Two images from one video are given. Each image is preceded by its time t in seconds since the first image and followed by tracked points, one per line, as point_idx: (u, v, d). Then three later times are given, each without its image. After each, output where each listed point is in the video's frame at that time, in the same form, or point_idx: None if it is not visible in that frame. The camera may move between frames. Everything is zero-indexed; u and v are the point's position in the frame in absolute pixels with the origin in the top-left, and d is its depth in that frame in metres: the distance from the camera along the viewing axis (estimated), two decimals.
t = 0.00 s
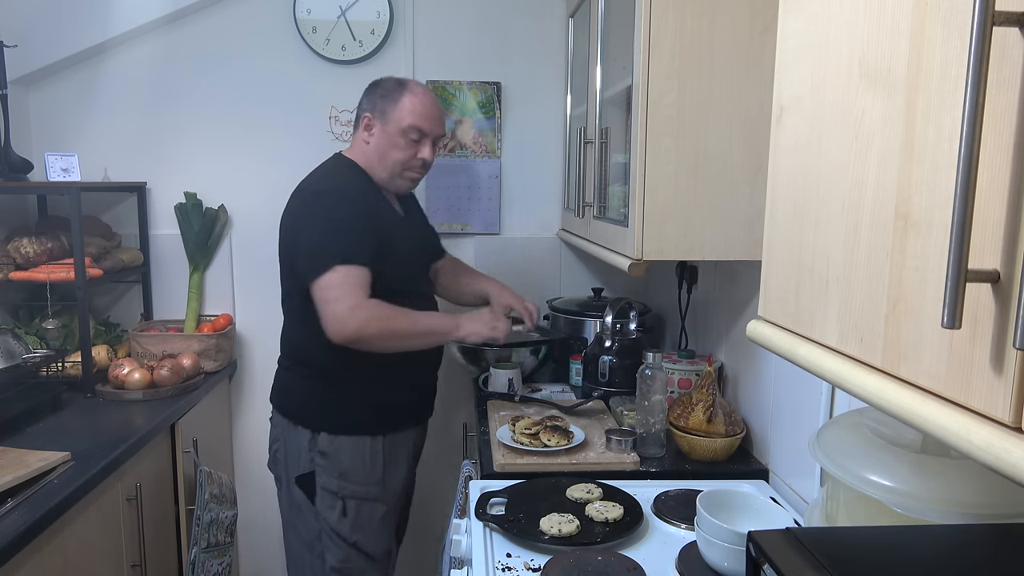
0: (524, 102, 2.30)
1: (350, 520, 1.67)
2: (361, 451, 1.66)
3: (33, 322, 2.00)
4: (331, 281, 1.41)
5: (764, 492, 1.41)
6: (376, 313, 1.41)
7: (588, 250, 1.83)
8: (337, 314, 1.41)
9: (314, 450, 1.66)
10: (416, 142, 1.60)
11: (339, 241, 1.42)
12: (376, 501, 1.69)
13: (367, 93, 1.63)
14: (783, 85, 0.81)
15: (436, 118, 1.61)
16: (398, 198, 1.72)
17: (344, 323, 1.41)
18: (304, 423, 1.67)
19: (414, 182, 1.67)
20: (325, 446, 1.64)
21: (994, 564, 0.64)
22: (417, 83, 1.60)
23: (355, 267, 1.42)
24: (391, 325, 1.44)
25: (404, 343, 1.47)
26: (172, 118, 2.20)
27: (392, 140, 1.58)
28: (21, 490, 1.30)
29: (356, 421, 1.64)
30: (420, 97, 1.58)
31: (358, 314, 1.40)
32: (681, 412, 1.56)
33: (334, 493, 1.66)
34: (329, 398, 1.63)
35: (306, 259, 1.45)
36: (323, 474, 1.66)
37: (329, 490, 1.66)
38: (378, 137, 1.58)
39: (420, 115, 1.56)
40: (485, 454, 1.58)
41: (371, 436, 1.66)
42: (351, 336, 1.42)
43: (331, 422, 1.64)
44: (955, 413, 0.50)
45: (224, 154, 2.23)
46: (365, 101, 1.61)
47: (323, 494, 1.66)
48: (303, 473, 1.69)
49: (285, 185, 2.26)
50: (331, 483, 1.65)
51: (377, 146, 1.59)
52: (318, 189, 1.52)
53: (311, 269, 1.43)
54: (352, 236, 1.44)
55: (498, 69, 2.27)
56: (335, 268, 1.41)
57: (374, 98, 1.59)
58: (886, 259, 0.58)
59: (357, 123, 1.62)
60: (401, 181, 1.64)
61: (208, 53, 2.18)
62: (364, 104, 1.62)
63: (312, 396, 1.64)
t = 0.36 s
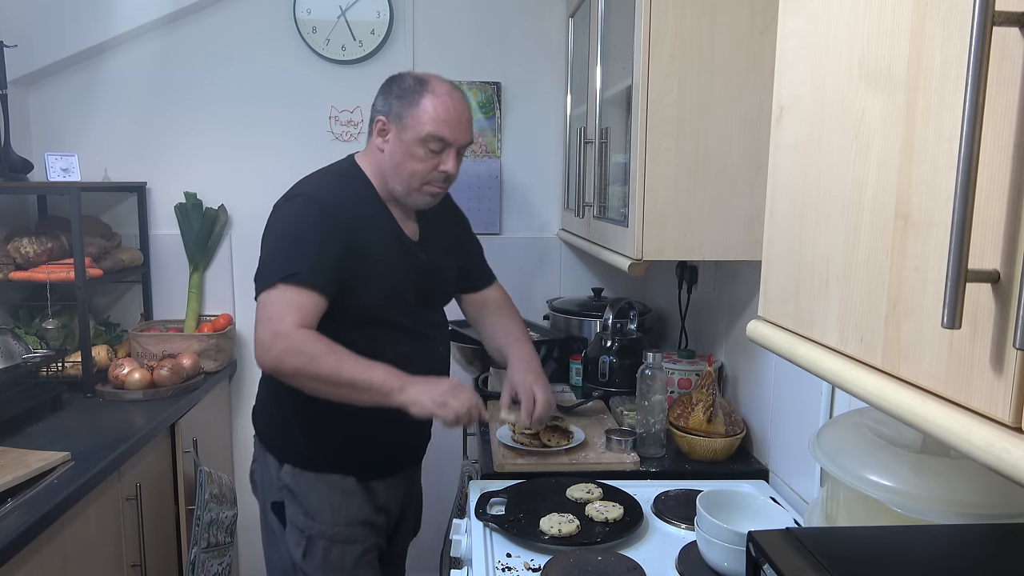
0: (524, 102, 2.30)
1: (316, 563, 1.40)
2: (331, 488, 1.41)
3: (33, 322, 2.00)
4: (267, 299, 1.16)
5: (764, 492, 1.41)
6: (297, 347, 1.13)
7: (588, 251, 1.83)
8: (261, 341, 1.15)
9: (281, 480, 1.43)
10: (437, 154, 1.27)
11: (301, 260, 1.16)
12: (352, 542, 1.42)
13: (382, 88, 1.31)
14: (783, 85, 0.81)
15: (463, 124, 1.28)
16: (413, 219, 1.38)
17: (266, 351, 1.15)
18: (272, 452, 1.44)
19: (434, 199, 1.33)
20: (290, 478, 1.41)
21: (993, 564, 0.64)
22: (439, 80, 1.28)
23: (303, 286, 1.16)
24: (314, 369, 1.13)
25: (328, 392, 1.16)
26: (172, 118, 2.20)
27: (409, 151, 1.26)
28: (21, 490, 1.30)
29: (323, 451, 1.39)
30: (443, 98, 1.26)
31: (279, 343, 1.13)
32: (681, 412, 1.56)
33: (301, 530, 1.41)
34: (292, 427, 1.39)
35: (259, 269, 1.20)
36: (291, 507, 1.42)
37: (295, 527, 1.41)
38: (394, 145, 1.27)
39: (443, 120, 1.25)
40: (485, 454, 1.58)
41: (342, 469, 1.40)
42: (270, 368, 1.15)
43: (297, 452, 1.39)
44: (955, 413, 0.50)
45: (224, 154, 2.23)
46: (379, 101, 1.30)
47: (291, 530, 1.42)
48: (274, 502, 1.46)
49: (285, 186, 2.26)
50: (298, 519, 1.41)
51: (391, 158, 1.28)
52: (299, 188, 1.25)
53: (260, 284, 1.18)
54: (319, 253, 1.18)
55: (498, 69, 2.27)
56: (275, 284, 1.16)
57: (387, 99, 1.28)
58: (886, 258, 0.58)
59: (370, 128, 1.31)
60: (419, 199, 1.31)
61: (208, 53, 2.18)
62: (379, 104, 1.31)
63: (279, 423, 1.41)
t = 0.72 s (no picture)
0: (524, 103, 2.30)
1: None
2: (324, 513, 1.41)
3: (33, 322, 2.00)
4: (271, 328, 1.13)
5: (765, 492, 1.41)
6: (301, 385, 1.10)
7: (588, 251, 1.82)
8: (263, 374, 1.13)
9: (275, 502, 1.45)
10: (459, 172, 1.23)
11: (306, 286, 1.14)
12: (347, 563, 1.43)
13: (400, 92, 1.24)
14: (783, 86, 0.81)
15: (488, 141, 1.22)
16: (424, 234, 1.34)
17: (266, 386, 1.12)
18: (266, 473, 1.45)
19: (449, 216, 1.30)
20: (283, 500, 1.42)
21: (993, 564, 0.64)
22: (466, 92, 1.21)
23: (306, 316, 1.14)
24: (320, 411, 1.11)
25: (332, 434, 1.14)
26: (172, 118, 2.20)
27: (430, 170, 1.21)
28: (21, 490, 1.30)
29: (313, 476, 1.39)
30: (469, 114, 1.19)
31: (282, 379, 1.11)
32: (681, 412, 1.56)
33: (295, 551, 1.42)
34: (283, 452, 1.39)
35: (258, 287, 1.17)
36: (285, 528, 1.44)
37: (289, 547, 1.43)
38: (413, 162, 1.22)
39: (468, 139, 1.19)
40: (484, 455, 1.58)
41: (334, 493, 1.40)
42: (270, 402, 1.13)
43: (289, 476, 1.40)
44: (955, 413, 0.50)
45: (224, 153, 2.23)
46: (398, 108, 1.23)
47: (285, 550, 1.44)
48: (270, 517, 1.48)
49: (285, 186, 2.26)
50: (292, 540, 1.42)
51: (409, 173, 1.23)
52: (302, 204, 1.22)
53: (261, 304, 1.15)
54: (325, 279, 1.16)
55: (498, 69, 2.27)
56: (280, 313, 1.13)
57: (408, 108, 1.21)
58: (886, 258, 0.58)
59: (387, 137, 1.25)
60: (434, 218, 1.27)
61: (208, 53, 2.18)
62: (397, 111, 1.24)
63: (269, 446, 1.40)
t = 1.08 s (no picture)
0: (524, 103, 2.30)
1: None
2: (336, 515, 1.41)
3: (33, 322, 2.00)
4: (268, 318, 1.12)
5: (764, 492, 1.41)
6: (291, 368, 1.09)
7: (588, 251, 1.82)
8: (251, 358, 1.11)
9: (283, 503, 1.45)
10: (475, 170, 1.31)
11: (315, 283, 1.14)
12: (355, 563, 1.45)
13: (415, 92, 1.27)
14: (783, 86, 0.81)
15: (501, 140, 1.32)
16: (426, 222, 1.41)
17: (254, 369, 1.11)
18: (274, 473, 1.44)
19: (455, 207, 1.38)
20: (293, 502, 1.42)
21: (992, 564, 0.64)
22: (484, 95, 1.27)
23: (306, 308, 1.13)
24: (309, 390, 1.10)
25: (325, 413, 1.13)
26: (172, 118, 2.20)
27: (452, 169, 1.28)
28: (21, 490, 1.30)
29: (326, 476, 1.39)
30: (489, 117, 1.27)
31: (271, 363, 1.09)
32: (681, 412, 1.56)
33: (303, 552, 1.43)
34: (296, 454, 1.38)
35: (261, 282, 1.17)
36: (292, 529, 1.44)
37: (297, 548, 1.43)
38: (435, 162, 1.27)
39: (491, 141, 1.28)
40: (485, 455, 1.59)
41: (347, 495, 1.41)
42: (259, 387, 1.11)
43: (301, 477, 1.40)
44: (955, 413, 0.50)
45: (224, 154, 2.23)
46: (417, 109, 1.26)
47: (292, 551, 1.44)
48: (271, 520, 1.48)
49: (284, 186, 2.26)
50: (300, 542, 1.43)
51: (429, 173, 1.28)
52: (309, 200, 1.22)
53: (263, 298, 1.14)
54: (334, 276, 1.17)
55: (498, 69, 2.27)
56: (281, 304, 1.12)
57: (431, 111, 1.24)
58: (886, 258, 0.58)
59: (402, 136, 1.28)
60: (445, 210, 1.36)
61: (208, 53, 2.19)
62: (413, 110, 1.27)
63: (288, 444, 1.39)
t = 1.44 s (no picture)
0: (524, 102, 2.30)
1: (322, 567, 1.43)
2: (340, 495, 1.43)
3: (33, 322, 2.00)
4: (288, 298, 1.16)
5: (764, 491, 1.41)
6: (314, 350, 1.13)
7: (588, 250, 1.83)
8: (277, 340, 1.16)
9: (288, 486, 1.46)
10: (466, 163, 1.36)
11: (332, 263, 1.18)
12: (356, 546, 1.45)
13: (413, 89, 1.34)
14: (783, 85, 0.81)
15: (491, 137, 1.38)
16: (424, 215, 1.46)
17: (281, 352, 1.15)
18: (278, 456, 1.46)
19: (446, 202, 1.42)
20: (297, 483, 1.43)
21: (993, 565, 0.64)
22: (477, 93, 1.35)
23: (327, 288, 1.18)
24: (329, 373, 1.14)
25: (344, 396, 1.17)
26: (172, 118, 2.20)
27: (445, 160, 1.33)
28: (21, 490, 1.30)
29: (331, 456, 1.41)
30: (481, 113, 1.34)
31: (297, 345, 1.14)
32: (681, 412, 1.56)
33: (306, 534, 1.43)
34: (302, 433, 1.41)
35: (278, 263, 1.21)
36: (295, 512, 1.44)
37: (300, 530, 1.43)
38: (429, 152, 1.32)
39: (483, 134, 1.33)
40: (486, 455, 1.59)
41: (350, 476, 1.42)
42: (284, 367, 1.16)
43: (305, 458, 1.41)
44: (955, 413, 0.50)
45: (224, 154, 2.23)
46: (415, 102, 1.32)
47: (294, 533, 1.44)
48: (275, 506, 1.49)
49: (284, 185, 2.26)
50: (303, 523, 1.43)
51: (424, 163, 1.33)
52: (323, 186, 1.26)
53: (282, 281, 1.18)
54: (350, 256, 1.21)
55: (498, 69, 2.27)
56: (303, 284, 1.16)
57: (428, 103, 1.31)
58: (886, 258, 0.58)
59: (399, 128, 1.33)
60: (437, 203, 1.39)
61: (208, 53, 2.19)
62: (410, 104, 1.33)
63: (294, 424, 1.41)
